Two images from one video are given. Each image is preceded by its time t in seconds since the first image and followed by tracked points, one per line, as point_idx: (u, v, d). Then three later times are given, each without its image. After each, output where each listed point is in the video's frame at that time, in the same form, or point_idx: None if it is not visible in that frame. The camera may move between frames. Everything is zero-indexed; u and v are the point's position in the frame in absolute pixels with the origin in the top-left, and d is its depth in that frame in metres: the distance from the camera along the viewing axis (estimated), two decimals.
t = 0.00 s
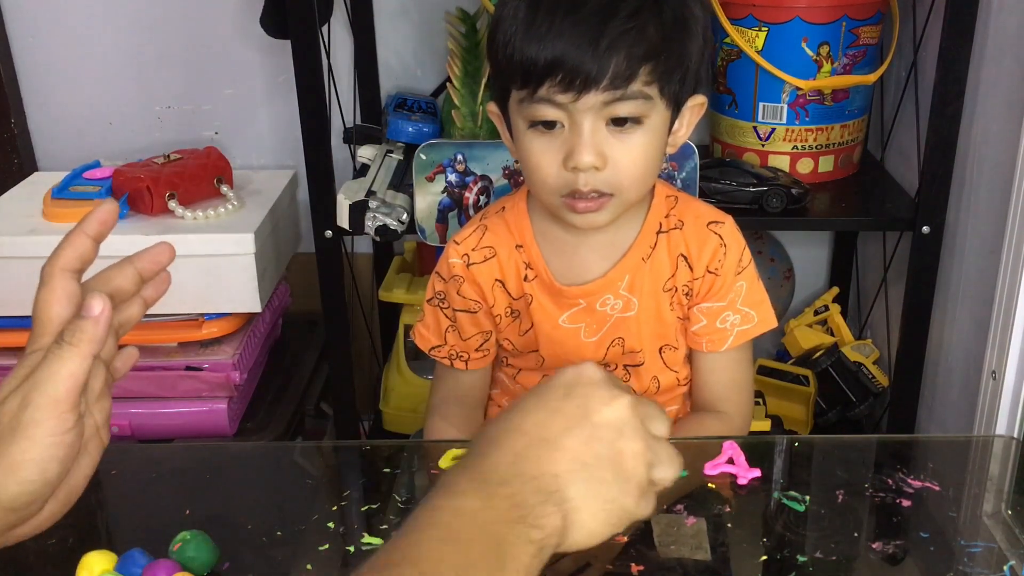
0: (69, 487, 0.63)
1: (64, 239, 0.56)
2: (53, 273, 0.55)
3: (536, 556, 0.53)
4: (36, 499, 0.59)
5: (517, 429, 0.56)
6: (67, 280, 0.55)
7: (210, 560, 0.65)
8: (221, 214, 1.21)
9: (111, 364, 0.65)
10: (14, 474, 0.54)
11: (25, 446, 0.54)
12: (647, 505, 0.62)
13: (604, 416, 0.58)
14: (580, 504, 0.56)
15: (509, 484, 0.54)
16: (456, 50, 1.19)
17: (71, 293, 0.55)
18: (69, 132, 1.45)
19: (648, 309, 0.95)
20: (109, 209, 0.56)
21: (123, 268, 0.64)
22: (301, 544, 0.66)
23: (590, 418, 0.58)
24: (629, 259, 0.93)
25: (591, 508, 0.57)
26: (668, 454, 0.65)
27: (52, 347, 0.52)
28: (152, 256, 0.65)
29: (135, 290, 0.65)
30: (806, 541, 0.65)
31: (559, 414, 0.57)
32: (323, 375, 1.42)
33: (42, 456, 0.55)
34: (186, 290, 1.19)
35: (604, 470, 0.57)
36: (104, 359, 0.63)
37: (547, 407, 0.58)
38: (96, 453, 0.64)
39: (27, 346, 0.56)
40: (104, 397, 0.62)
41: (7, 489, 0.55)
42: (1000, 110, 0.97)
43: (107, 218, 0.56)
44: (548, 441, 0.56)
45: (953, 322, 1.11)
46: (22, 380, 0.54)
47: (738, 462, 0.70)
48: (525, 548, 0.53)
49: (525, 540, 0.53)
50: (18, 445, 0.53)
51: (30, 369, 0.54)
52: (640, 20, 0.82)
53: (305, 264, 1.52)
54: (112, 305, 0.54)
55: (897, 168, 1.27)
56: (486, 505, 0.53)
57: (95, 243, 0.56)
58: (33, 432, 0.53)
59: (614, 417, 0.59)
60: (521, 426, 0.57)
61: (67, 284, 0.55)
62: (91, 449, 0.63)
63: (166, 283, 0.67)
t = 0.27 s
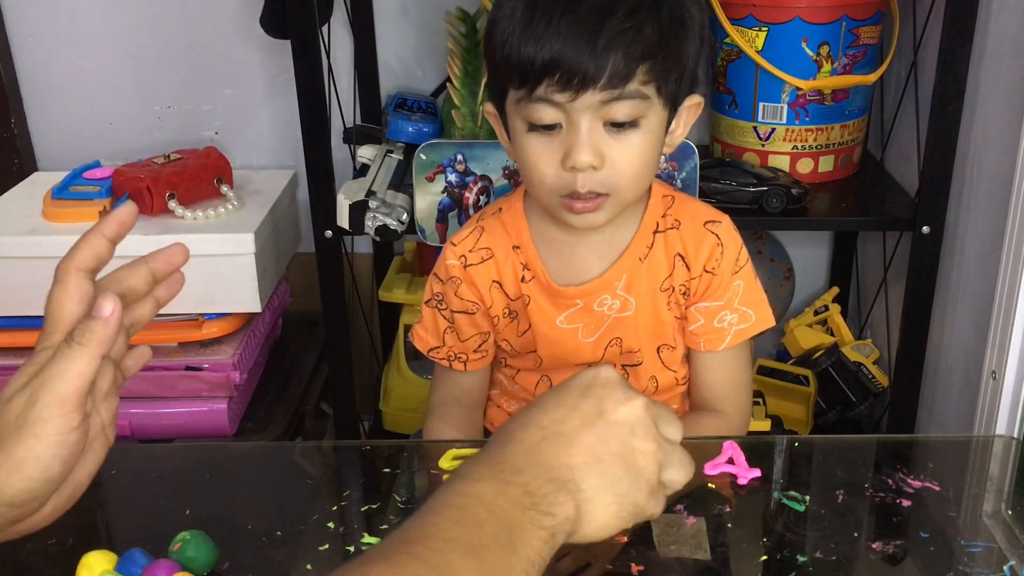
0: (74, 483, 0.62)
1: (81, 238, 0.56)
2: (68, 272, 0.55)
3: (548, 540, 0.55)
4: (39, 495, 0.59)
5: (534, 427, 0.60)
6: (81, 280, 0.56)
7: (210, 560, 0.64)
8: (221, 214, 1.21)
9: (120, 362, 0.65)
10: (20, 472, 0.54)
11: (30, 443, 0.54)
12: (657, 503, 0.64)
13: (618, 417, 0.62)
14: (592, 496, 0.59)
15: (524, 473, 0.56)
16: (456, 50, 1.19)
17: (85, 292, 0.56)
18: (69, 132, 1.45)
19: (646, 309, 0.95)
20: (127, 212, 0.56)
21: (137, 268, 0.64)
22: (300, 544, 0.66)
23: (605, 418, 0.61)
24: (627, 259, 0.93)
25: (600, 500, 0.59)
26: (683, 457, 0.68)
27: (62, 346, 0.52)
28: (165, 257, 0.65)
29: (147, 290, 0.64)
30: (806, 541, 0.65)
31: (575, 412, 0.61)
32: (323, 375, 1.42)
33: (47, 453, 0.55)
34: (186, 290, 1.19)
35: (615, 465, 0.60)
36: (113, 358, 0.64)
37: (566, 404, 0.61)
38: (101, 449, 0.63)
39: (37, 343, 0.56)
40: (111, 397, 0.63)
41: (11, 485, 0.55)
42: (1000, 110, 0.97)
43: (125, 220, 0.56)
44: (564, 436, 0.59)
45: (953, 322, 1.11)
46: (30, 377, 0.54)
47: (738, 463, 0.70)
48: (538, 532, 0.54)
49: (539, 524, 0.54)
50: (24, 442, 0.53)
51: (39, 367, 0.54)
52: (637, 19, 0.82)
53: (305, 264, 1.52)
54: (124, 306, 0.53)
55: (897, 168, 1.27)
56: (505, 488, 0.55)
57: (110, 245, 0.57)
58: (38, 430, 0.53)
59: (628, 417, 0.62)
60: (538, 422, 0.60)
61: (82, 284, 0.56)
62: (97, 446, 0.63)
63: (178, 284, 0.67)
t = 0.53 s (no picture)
0: (59, 479, 0.63)
1: (73, 235, 0.56)
2: (59, 269, 0.55)
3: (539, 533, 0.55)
4: (29, 487, 0.59)
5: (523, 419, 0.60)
6: (71, 277, 0.55)
7: (209, 560, 0.64)
8: (221, 214, 1.21)
9: (109, 361, 0.66)
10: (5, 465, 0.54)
11: (16, 437, 0.54)
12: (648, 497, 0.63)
13: (607, 410, 0.61)
14: (582, 489, 0.59)
15: (511, 467, 0.56)
16: (456, 50, 1.19)
17: (74, 290, 0.55)
18: (69, 132, 1.45)
19: (644, 308, 0.95)
20: (120, 211, 0.57)
21: (127, 266, 0.63)
22: (301, 544, 0.66)
23: (593, 411, 0.61)
24: (624, 258, 0.93)
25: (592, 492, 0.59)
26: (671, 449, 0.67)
27: (49, 342, 0.51)
28: (156, 256, 0.65)
29: (136, 290, 0.64)
30: (806, 541, 0.65)
31: (564, 405, 0.61)
32: (323, 375, 1.42)
33: (33, 447, 0.55)
34: (186, 290, 1.19)
35: (605, 458, 0.60)
36: (101, 355, 0.63)
37: (555, 400, 0.61)
38: (91, 448, 0.64)
39: (28, 337, 0.56)
40: (99, 392, 0.62)
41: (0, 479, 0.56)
42: (999, 110, 0.97)
43: (118, 219, 0.57)
44: (551, 431, 0.59)
45: (953, 321, 1.11)
46: (19, 372, 0.54)
47: (738, 463, 0.70)
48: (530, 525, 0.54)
49: (529, 518, 0.54)
50: (11, 436, 0.54)
51: (27, 362, 0.54)
52: (635, 17, 0.82)
53: (305, 264, 1.52)
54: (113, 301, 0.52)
55: (897, 168, 1.27)
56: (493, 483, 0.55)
57: (102, 242, 0.56)
58: (24, 425, 0.53)
59: (618, 411, 0.62)
60: (527, 417, 0.60)
61: (71, 281, 0.55)
62: (84, 443, 0.63)
63: (169, 284, 0.67)
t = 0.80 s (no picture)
0: (56, 479, 0.64)
1: (71, 236, 0.57)
2: (55, 267, 0.56)
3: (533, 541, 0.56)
4: (24, 488, 0.59)
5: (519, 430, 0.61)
6: (67, 277, 0.57)
7: (209, 561, 0.64)
8: (221, 214, 1.21)
9: (106, 362, 0.66)
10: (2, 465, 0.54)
11: (12, 437, 0.54)
12: (646, 506, 0.64)
13: (603, 421, 0.63)
14: (576, 498, 0.60)
15: (506, 476, 0.58)
16: (456, 50, 1.19)
17: (71, 289, 0.57)
18: (68, 132, 1.45)
19: (642, 306, 0.95)
20: (119, 211, 0.58)
21: (124, 267, 0.64)
22: (300, 544, 0.66)
23: (588, 421, 0.63)
24: (622, 256, 0.93)
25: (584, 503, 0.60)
26: (671, 459, 0.68)
27: (46, 341, 0.52)
28: (154, 257, 0.66)
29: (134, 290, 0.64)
30: (806, 541, 0.65)
31: (560, 415, 0.62)
32: (323, 375, 1.42)
33: (29, 447, 0.55)
34: (185, 290, 1.19)
35: (599, 468, 0.61)
36: (97, 356, 0.63)
37: (552, 412, 0.62)
38: (86, 447, 0.64)
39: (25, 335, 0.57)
40: (95, 393, 0.62)
41: None
42: (999, 110, 0.97)
43: (116, 219, 0.58)
44: (548, 440, 0.61)
45: (952, 321, 1.11)
46: (16, 370, 0.55)
47: (738, 463, 0.70)
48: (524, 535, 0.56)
49: (521, 526, 0.56)
50: (6, 437, 0.53)
51: (24, 361, 0.55)
52: (634, 14, 0.82)
53: (305, 264, 1.52)
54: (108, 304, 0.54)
55: (897, 168, 1.26)
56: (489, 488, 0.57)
57: (99, 243, 0.58)
58: (20, 424, 0.53)
59: (613, 420, 0.63)
60: (522, 428, 0.62)
61: (69, 280, 0.57)
62: (80, 443, 0.63)
63: (166, 286, 0.67)
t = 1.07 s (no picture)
0: (56, 473, 0.66)
1: (70, 232, 0.57)
2: (56, 262, 0.56)
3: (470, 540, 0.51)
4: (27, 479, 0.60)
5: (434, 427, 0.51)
6: (68, 271, 0.56)
7: (209, 561, 0.65)
8: (221, 214, 1.21)
9: (103, 357, 0.66)
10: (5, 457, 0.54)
11: (17, 428, 0.54)
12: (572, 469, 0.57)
13: (513, 400, 0.52)
14: (509, 486, 0.52)
15: (430, 484, 0.50)
16: (456, 50, 1.19)
17: (71, 284, 0.57)
18: (68, 132, 1.45)
19: (641, 306, 0.95)
20: (118, 207, 0.58)
21: (122, 264, 0.64)
22: (301, 545, 0.66)
23: (497, 405, 0.51)
24: (620, 257, 0.93)
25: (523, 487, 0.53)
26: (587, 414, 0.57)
27: (48, 335, 0.52)
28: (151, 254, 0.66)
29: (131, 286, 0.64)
30: (807, 541, 0.65)
31: (469, 409, 0.51)
32: (323, 375, 1.42)
33: (34, 438, 0.55)
34: (186, 290, 1.19)
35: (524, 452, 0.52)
36: (96, 351, 0.64)
37: (459, 398, 0.52)
38: (87, 441, 0.66)
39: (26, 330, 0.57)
40: (94, 387, 0.64)
41: None
42: (999, 110, 0.97)
43: (116, 216, 0.58)
44: (464, 436, 0.50)
45: (952, 321, 1.11)
46: (18, 364, 0.56)
47: (738, 462, 0.70)
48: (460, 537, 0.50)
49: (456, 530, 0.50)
50: (11, 427, 0.54)
51: (24, 356, 0.56)
52: (633, 14, 0.82)
53: (305, 265, 1.52)
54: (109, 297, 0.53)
55: (897, 167, 1.26)
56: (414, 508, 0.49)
57: (99, 239, 0.58)
58: (25, 416, 0.54)
59: (525, 397, 0.52)
60: (437, 424, 0.51)
61: (69, 275, 0.57)
62: (80, 438, 0.65)
63: (162, 282, 0.68)
